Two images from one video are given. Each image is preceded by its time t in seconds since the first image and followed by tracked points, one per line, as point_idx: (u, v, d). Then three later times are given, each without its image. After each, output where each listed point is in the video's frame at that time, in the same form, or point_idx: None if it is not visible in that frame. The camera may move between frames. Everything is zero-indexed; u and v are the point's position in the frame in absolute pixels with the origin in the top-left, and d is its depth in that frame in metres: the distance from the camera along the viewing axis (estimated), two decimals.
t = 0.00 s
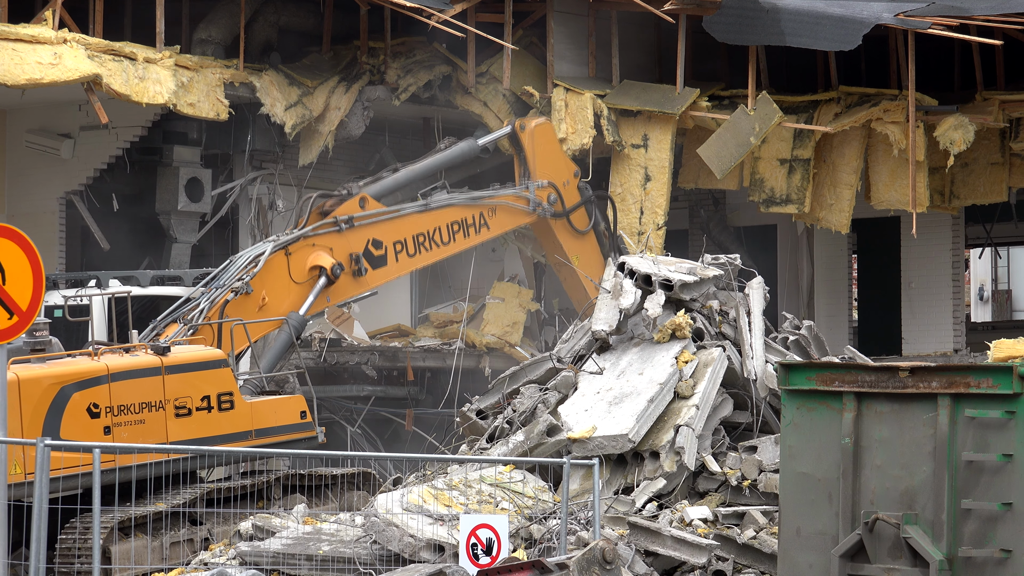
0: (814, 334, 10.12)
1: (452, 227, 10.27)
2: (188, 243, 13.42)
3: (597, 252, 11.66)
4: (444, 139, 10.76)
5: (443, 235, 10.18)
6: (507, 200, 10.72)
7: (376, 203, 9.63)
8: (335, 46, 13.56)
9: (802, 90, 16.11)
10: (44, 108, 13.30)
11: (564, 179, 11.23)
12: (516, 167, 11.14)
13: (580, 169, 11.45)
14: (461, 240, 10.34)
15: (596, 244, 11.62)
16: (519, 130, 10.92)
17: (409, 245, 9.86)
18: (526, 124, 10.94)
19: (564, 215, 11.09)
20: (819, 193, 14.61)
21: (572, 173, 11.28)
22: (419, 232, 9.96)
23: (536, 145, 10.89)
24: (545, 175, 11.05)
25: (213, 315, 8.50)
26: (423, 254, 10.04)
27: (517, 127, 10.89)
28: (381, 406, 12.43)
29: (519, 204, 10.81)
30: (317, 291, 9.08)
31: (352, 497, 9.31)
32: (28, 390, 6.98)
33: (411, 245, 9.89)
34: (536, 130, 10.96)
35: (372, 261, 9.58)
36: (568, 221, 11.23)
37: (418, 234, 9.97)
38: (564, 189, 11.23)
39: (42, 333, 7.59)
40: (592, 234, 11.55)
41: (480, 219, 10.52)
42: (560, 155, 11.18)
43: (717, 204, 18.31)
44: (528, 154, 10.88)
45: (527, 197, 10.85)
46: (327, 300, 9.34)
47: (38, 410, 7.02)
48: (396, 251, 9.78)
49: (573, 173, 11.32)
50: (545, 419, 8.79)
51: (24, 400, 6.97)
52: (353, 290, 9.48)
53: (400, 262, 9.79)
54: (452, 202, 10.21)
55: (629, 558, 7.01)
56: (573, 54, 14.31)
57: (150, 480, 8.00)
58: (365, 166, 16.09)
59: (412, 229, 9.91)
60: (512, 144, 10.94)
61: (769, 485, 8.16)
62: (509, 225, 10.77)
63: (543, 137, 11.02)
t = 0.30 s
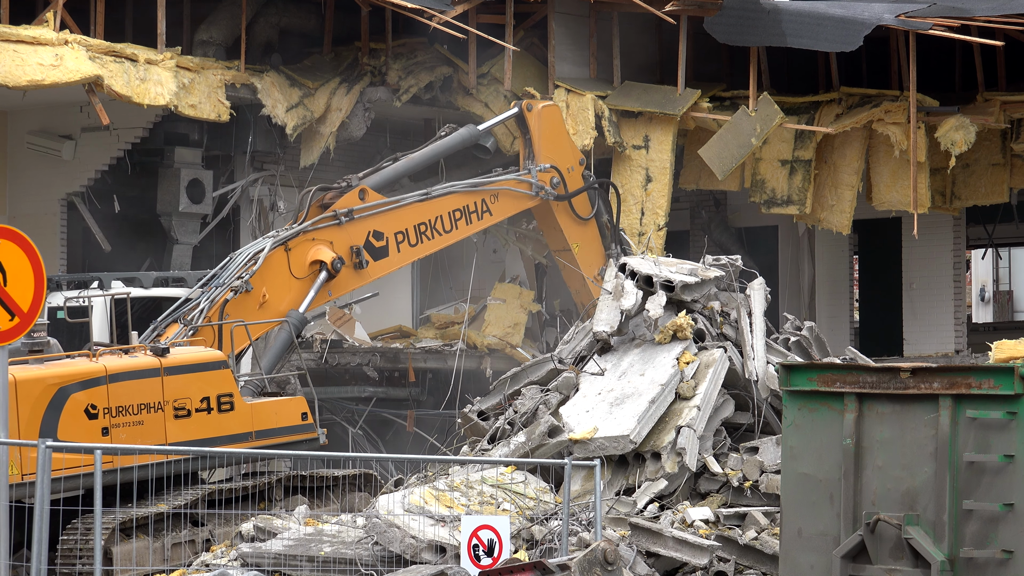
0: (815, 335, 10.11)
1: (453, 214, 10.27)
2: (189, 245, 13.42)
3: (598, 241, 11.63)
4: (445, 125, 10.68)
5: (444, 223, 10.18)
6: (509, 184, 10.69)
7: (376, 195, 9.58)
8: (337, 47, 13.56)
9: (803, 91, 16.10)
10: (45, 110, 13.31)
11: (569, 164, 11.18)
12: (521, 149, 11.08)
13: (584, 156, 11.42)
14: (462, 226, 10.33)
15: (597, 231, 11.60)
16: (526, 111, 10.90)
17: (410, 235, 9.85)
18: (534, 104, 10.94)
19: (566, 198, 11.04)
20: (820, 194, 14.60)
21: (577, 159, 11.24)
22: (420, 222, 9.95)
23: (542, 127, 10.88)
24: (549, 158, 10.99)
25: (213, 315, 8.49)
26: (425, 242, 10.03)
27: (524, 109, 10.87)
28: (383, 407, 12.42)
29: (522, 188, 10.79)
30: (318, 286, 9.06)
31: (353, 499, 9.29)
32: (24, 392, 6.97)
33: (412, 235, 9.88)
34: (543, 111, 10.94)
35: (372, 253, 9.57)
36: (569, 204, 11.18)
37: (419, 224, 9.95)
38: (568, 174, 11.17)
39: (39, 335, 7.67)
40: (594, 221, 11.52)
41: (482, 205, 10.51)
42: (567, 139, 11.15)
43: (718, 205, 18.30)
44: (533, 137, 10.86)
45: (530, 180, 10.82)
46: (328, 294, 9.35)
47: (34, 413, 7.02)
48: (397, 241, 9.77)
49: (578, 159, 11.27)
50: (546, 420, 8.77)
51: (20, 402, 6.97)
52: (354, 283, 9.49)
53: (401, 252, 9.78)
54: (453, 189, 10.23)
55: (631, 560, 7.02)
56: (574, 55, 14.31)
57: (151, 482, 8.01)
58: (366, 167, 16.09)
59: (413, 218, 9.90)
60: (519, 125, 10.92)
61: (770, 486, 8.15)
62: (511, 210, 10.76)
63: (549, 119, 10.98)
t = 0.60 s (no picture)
0: (816, 337, 10.09)
1: (456, 209, 10.26)
2: (189, 247, 13.42)
3: (603, 234, 11.64)
4: (448, 119, 10.69)
5: (446, 218, 10.17)
6: (513, 176, 10.67)
7: (376, 191, 9.57)
8: (336, 49, 13.56)
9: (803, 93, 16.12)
10: (44, 112, 13.31)
11: (575, 156, 11.19)
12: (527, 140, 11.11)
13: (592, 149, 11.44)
14: (465, 221, 10.32)
15: (602, 225, 11.62)
16: (531, 101, 10.93)
17: (411, 231, 9.84)
18: (540, 95, 10.96)
19: (571, 189, 11.02)
20: (819, 196, 14.59)
21: (584, 152, 11.25)
22: (421, 217, 9.94)
23: (547, 118, 10.90)
24: (553, 148, 10.98)
25: (212, 316, 8.49)
26: (427, 238, 10.03)
27: (530, 99, 10.90)
28: (382, 409, 12.42)
29: (526, 179, 10.77)
30: (318, 284, 9.08)
31: (352, 501, 9.29)
32: (22, 393, 6.99)
33: (414, 230, 9.87)
34: (549, 102, 10.97)
35: (373, 249, 9.57)
36: (573, 196, 11.21)
37: (421, 219, 9.95)
38: (573, 165, 11.18)
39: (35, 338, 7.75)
40: (600, 214, 11.54)
41: (486, 198, 10.52)
42: (573, 129, 11.17)
43: (718, 207, 18.31)
44: (539, 128, 10.87)
45: (533, 173, 10.79)
46: (330, 291, 9.37)
47: (31, 413, 7.02)
48: (398, 237, 9.76)
49: (584, 151, 11.28)
50: (545, 422, 8.70)
51: (17, 403, 6.98)
52: (356, 280, 9.50)
53: (403, 248, 9.79)
54: (456, 183, 10.21)
55: (630, 561, 7.03)
56: (574, 57, 14.32)
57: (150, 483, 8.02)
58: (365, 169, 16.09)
59: (415, 214, 9.89)
60: (525, 116, 10.96)
61: (770, 488, 8.14)
62: (515, 202, 10.75)
63: (555, 109, 11.02)
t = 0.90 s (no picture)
0: (812, 339, 10.09)
1: (454, 208, 10.26)
2: (186, 247, 13.42)
3: (604, 231, 11.58)
4: (447, 118, 10.69)
5: (445, 217, 10.17)
6: (512, 175, 10.67)
7: (374, 191, 9.58)
8: (334, 51, 13.58)
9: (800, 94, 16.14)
10: (42, 112, 13.32)
11: (575, 153, 11.17)
12: (526, 139, 11.11)
13: (591, 144, 11.40)
14: (465, 220, 10.32)
15: (604, 221, 11.56)
16: (529, 100, 10.90)
17: (410, 230, 9.84)
18: (538, 93, 10.92)
19: (572, 187, 10.98)
20: (817, 197, 14.58)
21: (584, 148, 11.21)
22: (419, 217, 9.94)
23: (546, 116, 10.88)
24: (553, 146, 10.98)
25: (209, 317, 8.51)
26: (426, 237, 10.02)
27: (527, 98, 10.88)
28: (379, 410, 12.42)
29: (526, 178, 10.78)
30: (316, 284, 9.07)
31: (350, 502, 9.26)
32: (17, 393, 6.99)
33: (413, 230, 9.86)
34: (546, 100, 10.94)
35: (372, 249, 9.57)
36: (574, 193, 11.17)
37: (419, 219, 9.94)
38: (573, 162, 11.15)
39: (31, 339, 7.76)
40: (600, 210, 11.49)
41: (485, 197, 10.52)
42: (572, 127, 11.14)
43: (715, 208, 18.31)
44: (538, 126, 10.86)
45: (533, 171, 10.79)
46: (328, 292, 9.36)
47: (26, 413, 7.02)
48: (397, 236, 9.76)
49: (584, 147, 11.23)
50: (543, 423, 8.68)
51: (12, 403, 6.98)
52: (355, 280, 9.50)
53: (402, 247, 9.78)
54: (454, 182, 10.21)
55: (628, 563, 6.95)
56: (571, 58, 14.28)
57: (148, 484, 8.04)
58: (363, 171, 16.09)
59: (413, 214, 9.89)
60: (523, 114, 10.95)
61: (767, 490, 8.12)
62: (514, 201, 10.75)
63: (554, 107, 11.00)
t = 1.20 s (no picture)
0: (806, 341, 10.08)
1: (449, 210, 10.25)
2: (180, 248, 13.41)
3: (602, 226, 11.64)
4: (441, 119, 10.69)
5: (440, 219, 10.16)
6: (506, 177, 10.69)
7: (368, 192, 9.58)
8: (327, 52, 13.60)
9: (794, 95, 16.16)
10: (35, 113, 13.32)
11: (567, 153, 11.17)
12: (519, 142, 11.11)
13: (584, 143, 11.41)
14: (459, 221, 10.32)
15: (601, 218, 11.60)
16: (519, 104, 10.89)
17: (404, 232, 9.83)
18: (527, 97, 10.92)
19: (566, 189, 11.01)
20: (811, 200, 14.57)
21: (576, 148, 11.22)
22: (414, 218, 9.94)
23: (536, 118, 10.85)
24: (546, 149, 10.98)
25: (202, 318, 8.51)
26: (420, 239, 10.02)
27: (517, 101, 10.86)
28: (372, 412, 12.44)
29: (520, 180, 10.78)
30: (309, 286, 9.07)
31: (343, 503, 9.26)
32: (10, 392, 7.00)
33: (407, 231, 9.86)
34: (537, 103, 10.93)
35: (366, 251, 9.57)
36: (570, 195, 11.19)
37: (413, 221, 9.94)
38: (567, 163, 11.16)
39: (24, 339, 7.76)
40: (597, 207, 11.48)
41: (479, 199, 10.52)
42: (563, 128, 11.14)
43: (708, 210, 18.31)
44: (529, 129, 10.86)
45: (527, 173, 10.80)
46: (322, 293, 9.36)
47: (19, 412, 7.03)
48: (391, 238, 9.75)
49: (576, 147, 11.26)
50: (536, 425, 8.67)
51: (4, 403, 6.98)
52: (349, 281, 9.50)
53: (396, 249, 9.78)
54: (449, 184, 10.21)
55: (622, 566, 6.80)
56: (566, 60, 14.21)
57: (141, 484, 8.03)
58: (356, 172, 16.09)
59: (407, 215, 9.88)
60: (513, 118, 10.92)
61: (759, 491, 8.11)
62: (508, 203, 10.75)
63: (545, 109, 11.00)
